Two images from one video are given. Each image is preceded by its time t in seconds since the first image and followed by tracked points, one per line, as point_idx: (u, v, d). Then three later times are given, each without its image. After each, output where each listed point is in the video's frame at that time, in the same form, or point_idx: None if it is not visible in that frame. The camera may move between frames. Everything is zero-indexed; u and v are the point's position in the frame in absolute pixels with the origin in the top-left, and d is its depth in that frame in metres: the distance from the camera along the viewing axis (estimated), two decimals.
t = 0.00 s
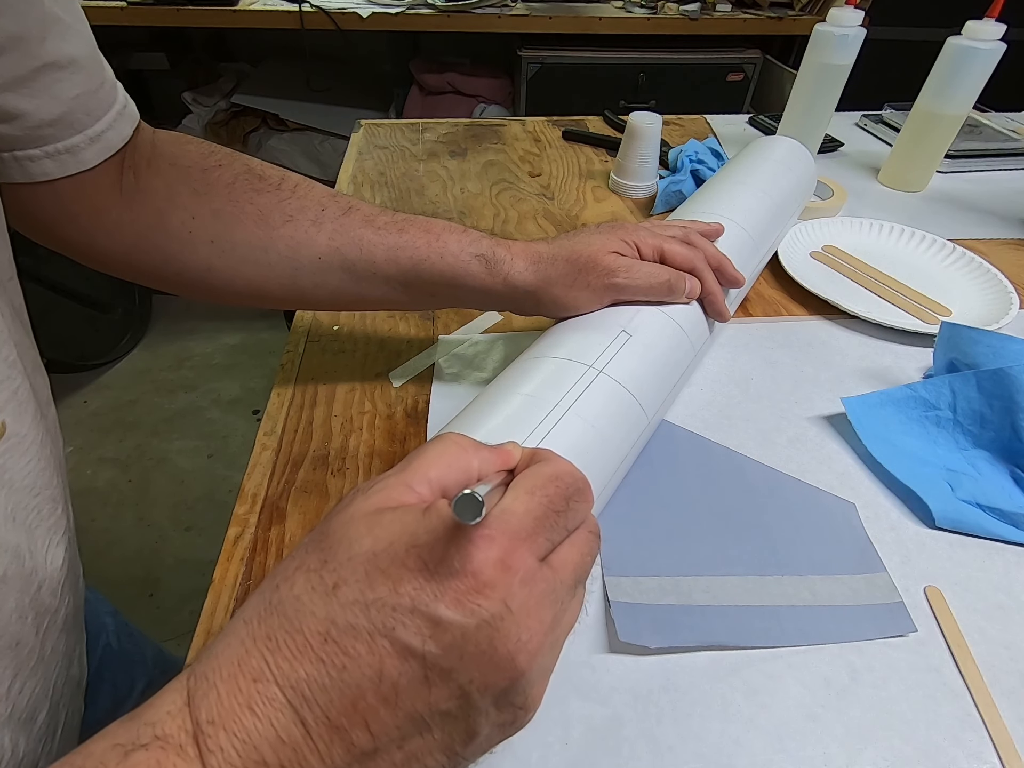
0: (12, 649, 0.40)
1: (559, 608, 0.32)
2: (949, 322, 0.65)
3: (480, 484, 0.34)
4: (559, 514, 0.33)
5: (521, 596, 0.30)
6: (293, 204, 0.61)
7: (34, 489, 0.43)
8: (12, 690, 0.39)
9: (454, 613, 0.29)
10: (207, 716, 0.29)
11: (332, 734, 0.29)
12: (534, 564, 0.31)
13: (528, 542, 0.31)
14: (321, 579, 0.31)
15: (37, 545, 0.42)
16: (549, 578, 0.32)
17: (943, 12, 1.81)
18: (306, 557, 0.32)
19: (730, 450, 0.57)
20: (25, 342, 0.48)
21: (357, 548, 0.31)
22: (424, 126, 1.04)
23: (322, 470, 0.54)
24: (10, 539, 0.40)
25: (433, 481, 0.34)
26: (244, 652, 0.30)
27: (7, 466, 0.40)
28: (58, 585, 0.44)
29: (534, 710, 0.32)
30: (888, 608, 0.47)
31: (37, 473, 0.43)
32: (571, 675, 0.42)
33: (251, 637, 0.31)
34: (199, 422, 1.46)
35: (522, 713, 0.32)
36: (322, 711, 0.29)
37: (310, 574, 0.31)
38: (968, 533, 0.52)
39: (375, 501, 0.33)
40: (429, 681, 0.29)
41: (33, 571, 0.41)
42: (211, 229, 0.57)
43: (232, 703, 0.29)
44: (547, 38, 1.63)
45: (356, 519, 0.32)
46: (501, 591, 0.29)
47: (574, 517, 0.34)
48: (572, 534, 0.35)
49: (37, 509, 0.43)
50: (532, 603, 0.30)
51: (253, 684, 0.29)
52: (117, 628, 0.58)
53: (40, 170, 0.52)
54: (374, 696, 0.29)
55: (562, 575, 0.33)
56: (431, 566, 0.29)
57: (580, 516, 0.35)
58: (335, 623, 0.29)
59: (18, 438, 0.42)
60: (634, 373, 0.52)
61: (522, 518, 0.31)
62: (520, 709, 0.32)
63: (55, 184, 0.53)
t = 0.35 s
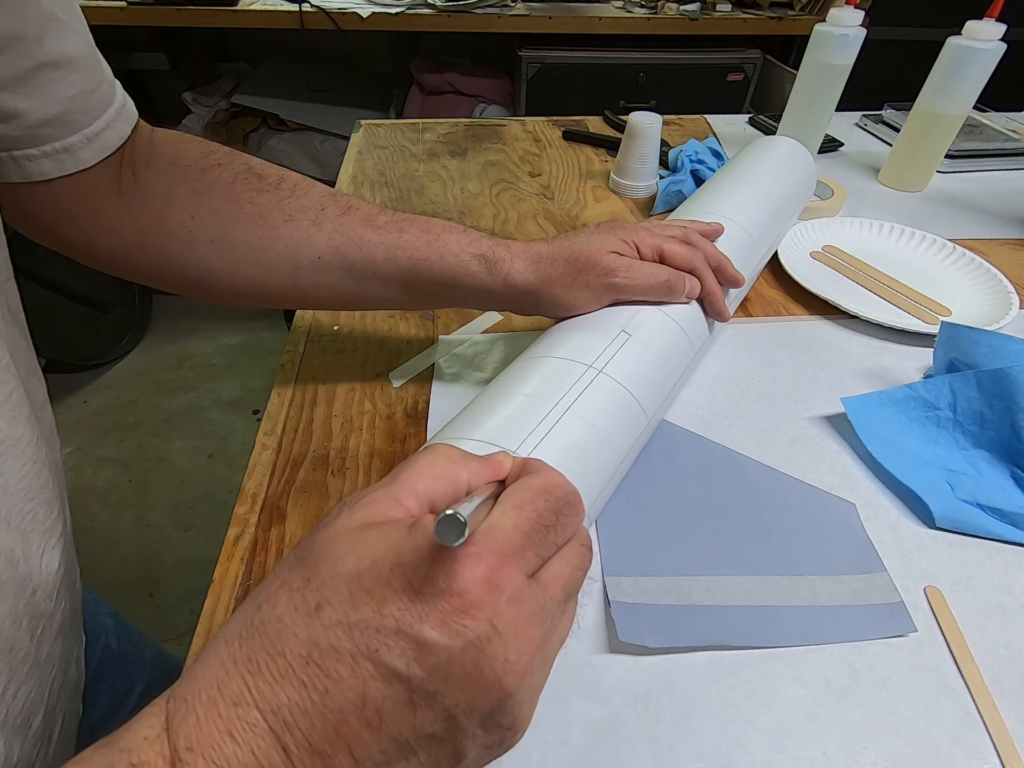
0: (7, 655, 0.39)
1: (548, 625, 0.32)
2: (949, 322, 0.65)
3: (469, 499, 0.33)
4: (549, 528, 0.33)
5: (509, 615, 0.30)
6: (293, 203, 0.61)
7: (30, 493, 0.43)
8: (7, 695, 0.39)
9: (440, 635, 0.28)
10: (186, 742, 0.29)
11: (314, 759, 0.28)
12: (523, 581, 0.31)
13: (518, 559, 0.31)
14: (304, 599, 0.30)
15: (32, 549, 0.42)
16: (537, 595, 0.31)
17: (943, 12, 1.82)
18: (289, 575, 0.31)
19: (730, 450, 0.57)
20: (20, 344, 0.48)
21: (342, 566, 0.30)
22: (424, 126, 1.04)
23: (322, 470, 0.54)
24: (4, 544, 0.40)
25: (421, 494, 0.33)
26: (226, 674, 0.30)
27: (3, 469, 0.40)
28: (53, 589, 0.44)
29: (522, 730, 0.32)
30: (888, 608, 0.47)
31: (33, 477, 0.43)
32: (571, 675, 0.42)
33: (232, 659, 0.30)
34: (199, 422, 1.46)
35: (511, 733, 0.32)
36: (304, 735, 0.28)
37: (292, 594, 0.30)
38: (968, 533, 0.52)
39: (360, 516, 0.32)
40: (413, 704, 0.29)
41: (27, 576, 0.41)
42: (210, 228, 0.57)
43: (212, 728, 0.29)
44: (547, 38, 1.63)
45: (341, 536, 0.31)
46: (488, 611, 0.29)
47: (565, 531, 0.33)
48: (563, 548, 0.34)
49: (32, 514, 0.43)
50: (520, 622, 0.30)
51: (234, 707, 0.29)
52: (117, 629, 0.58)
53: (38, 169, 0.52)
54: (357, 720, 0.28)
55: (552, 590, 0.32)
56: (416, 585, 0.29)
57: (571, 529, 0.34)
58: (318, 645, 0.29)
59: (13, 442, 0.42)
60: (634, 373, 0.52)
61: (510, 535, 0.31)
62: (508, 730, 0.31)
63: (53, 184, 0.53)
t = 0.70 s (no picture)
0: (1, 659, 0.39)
1: (539, 644, 0.31)
2: (949, 322, 0.65)
3: (454, 519, 0.30)
4: (540, 544, 0.32)
5: (497, 635, 0.28)
6: (293, 203, 0.61)
7: (26, 496, 0.43)
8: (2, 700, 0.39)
9: (425, 658, 0.27)
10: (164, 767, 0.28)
11: None
12: (512, 599, 0.30)
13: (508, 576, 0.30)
14: (287, 619, 0.29)
15: (27, 552, 0.42)
16: (528, 614, 0.30)
17: (943, 12, 1.82)
18: (273, 594, 0.31)
19: (730, 450, 0.57)
20: (17, 345, 0.48)
21: (326, 586, 0.29)
22: (424, 126, 1.04)
23: (322, 470, 0.54)
24: None
25: (410, 508, 0.32)
26: (206, 697, 0.29)
27: None
28: (49, 593, 0.44)
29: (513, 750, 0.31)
30: (888, 608, 0.47)
31: (29, 479, 0.43)
32: (571, 675, 0.42)
33: (213, 681, 0.29)
34: (199, 422, 1.46)
35: (501, 754, 0.31)
36: (286, 760, 0.28)
37: (275, 614, 0.30)
38: (968, 533, 0.52)
39: (347, 532, 0.31)
40: (398, 728, 0.28)
41: (22, 580, 0.41)
42: (210, 228, 0.57)
43: (191, 754, 0.28)
44: (547, 38, 1.63)
45: (326, 554, 0.31)
46: (476, 632, 0.28)
47: (556, 547, 0.33)
48: (553, 563, 0.33)
49: (28, 516, 0.43)
50: (510, 642, 0.29)
51: (214, 731, 0.28)
52: (116, 630, 0.58)
53: (35, 170, 0.52)
54: (340, 745, 0.28)
55: (543, 608, 0.31)
56: (401, 606, 0.28)
57: (563, 543, 0.33)
58: (300, 668, 0.28)
59: (8, 444, 0.42)
60: (635, 374, 0.52)
61: (499, 552, 0.30)
62: (498, 753, 0.30)
63: (50, 183, 0.53)
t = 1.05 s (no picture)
0: None
1: (528, 658, 0.30)
2: (949, 322, 0.65)
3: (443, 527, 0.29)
4: (528, 554, 0.31)
5: (483, 650, 0.28)
6: (292, 202, 0.61)
7: (23, 499, 0.43)
8: None
9: (409, 673, 0.26)
10: None
11: None
12: (500, 612, 0.29)
13: (495, 588, 0.29)
14: (268, 635, 0.28)
15: (24, 556, 0.42)
16: (516, 627, 0.29)
17: (943, 12, 1.81)
18: (255, 608, 0.30)
19: (730, 450, 0.57)
20: (14, 346, 0.48)
21: (308, 600, 0.28)
22: (424, 126, 1.04)
23: (322, 470, 0.54)
24: None
25: (397, 519, 0.31)
26: (183, 716, 0.28)
27: None
28: (46, 596, 0.44)
29: None
30: (887, 608, 0.47)
31: (26, 483, 0.43)
32: (571, 676, 0.42)
33: (192, 699, 0.28)
34: (199, 422, 1.46)
35: None
36: None
37: (256, 629, 0.29)
38: (969, 533, 0.52)
39: (332, 544, 0.30)
40: (381, 746, 0.27)
41: (19, 583, 0.41)
42: (209, 227, 0.57)
43: None
44: (548, 38, 1.63)
45: (309, 567, 0.30)
46: (461, 646, 0.27)
47: (544, 558, 0.32)
48: (542, 575, 0.32)
49: (26, 520, 0.43)
50: (496, 656, 0.28)
51: (191, 752, 0.27)
52: (115, 630, 0.58)
53: (33, 169, 0.52)
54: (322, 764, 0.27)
55: (532, 621, 0.30)
56: (384, 621, 0.27)
57: (552, 553, 0.32)
58: (280, 686, 0.27)
59: (5, 446, 0.42)
60: (634, 374, 0.52)
61: (485, 563, 0.29)
62: None
63: (49, 184, 0.53)
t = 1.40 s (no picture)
0: None
1: (516, 673, 0.29)
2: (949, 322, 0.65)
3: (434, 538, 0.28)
4: (518, 568, 0.30)
5: (470, 666, 0.27)
6: (292, 202, 0.61)
7: (19, 502, 0.43)
8: None
9: (393, 692, 0.26)
10: None
11: None
12: (487, 627, 0.28)
13: (483, 603, 0.28)
14: (250, 650, 0.28)
15: (20, 559, 0.42)
16: (503, 643, 0.29)
17: (943, 11, 1.81)
18: (238, 622, 0.30)
19: (730, 450, 0.57)
20: (10, 347, 0.48)
21: (291, 615, 0.28)
22: (424, 126, 1.04)
23: (322, 470, 0.54)
24: None
25: (386, 529, 0.31)
26: (162, 735, 0.28)
27: None
28: (43, 599, 0.44)
29: None
30: (888, 608, 0.47)
31: (22, 485, 0.43)
32: (571, 675, 0.42)
33: (171, 717, 0.28)
34: (199, 422, 1.46)
35: None
36: None
37: (238, 645, 0.28)
38: (969, 533, 0.52)
39: (317, 555, 0.30)
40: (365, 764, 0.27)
41: (15, 586, 0.41)
42: (209, 227, 0.57)
43: None
44: (548, 38, 1.62)
45: (294, 579, 0.29)
46: (447, 663, 0.27)
47: (535, 571, 0.31)
48: (531, 589, 0.32)
49: (22, 522, 0.43)
50: (483, 673, 0.28)
51: None
52: (115, 631, 0.58)
53: (31, 169, 0.52)
54: None
55: (521, 636, 0.30)
56: (368, 637, 0.26)
57: (542, 566, 0.32)
58: (262, 704, 0.27)
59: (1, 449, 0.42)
60: (633, 375, 0.52)
61: (473, 578, 0.28)
62: None
63: (46, 183, 0.53)
